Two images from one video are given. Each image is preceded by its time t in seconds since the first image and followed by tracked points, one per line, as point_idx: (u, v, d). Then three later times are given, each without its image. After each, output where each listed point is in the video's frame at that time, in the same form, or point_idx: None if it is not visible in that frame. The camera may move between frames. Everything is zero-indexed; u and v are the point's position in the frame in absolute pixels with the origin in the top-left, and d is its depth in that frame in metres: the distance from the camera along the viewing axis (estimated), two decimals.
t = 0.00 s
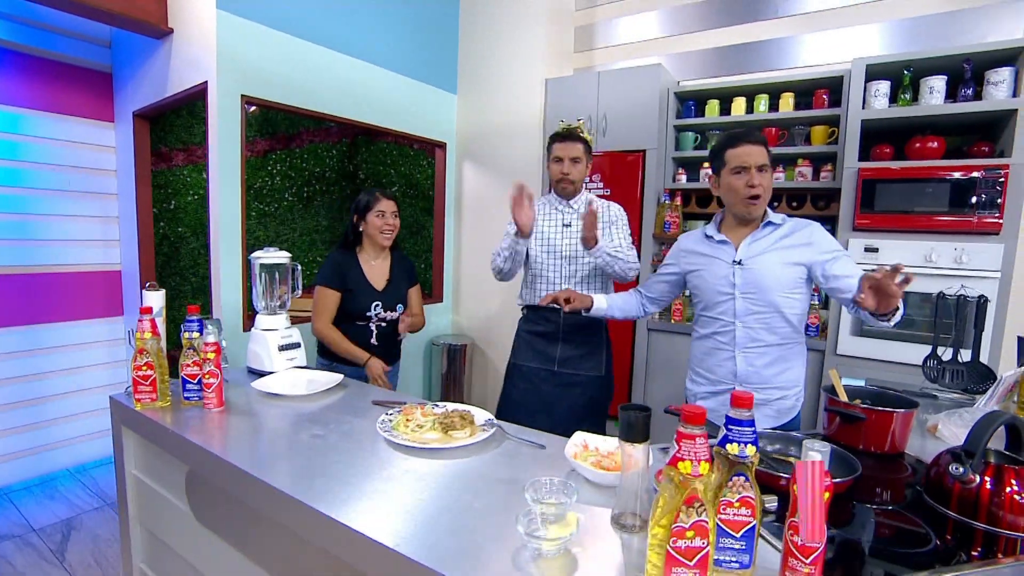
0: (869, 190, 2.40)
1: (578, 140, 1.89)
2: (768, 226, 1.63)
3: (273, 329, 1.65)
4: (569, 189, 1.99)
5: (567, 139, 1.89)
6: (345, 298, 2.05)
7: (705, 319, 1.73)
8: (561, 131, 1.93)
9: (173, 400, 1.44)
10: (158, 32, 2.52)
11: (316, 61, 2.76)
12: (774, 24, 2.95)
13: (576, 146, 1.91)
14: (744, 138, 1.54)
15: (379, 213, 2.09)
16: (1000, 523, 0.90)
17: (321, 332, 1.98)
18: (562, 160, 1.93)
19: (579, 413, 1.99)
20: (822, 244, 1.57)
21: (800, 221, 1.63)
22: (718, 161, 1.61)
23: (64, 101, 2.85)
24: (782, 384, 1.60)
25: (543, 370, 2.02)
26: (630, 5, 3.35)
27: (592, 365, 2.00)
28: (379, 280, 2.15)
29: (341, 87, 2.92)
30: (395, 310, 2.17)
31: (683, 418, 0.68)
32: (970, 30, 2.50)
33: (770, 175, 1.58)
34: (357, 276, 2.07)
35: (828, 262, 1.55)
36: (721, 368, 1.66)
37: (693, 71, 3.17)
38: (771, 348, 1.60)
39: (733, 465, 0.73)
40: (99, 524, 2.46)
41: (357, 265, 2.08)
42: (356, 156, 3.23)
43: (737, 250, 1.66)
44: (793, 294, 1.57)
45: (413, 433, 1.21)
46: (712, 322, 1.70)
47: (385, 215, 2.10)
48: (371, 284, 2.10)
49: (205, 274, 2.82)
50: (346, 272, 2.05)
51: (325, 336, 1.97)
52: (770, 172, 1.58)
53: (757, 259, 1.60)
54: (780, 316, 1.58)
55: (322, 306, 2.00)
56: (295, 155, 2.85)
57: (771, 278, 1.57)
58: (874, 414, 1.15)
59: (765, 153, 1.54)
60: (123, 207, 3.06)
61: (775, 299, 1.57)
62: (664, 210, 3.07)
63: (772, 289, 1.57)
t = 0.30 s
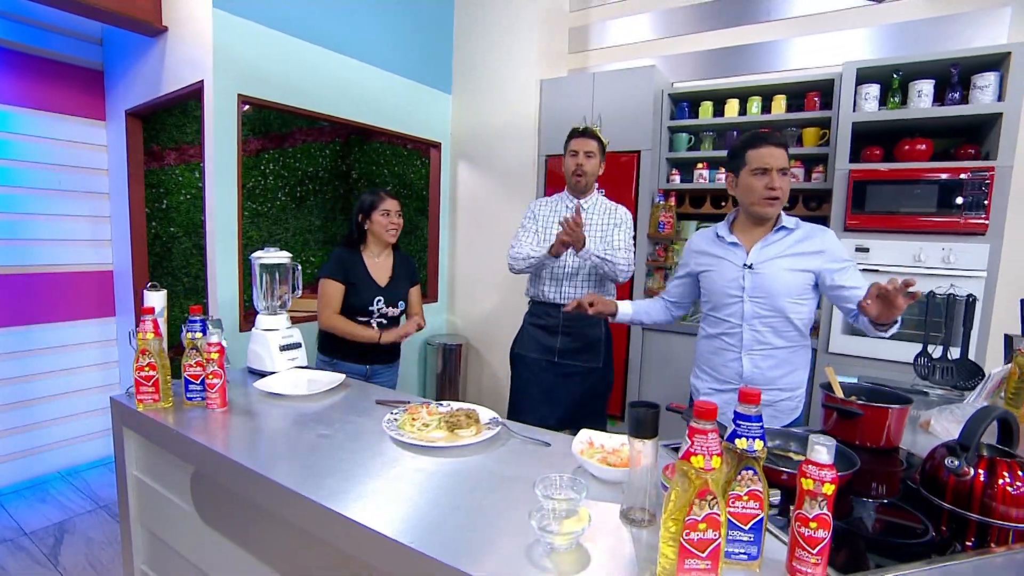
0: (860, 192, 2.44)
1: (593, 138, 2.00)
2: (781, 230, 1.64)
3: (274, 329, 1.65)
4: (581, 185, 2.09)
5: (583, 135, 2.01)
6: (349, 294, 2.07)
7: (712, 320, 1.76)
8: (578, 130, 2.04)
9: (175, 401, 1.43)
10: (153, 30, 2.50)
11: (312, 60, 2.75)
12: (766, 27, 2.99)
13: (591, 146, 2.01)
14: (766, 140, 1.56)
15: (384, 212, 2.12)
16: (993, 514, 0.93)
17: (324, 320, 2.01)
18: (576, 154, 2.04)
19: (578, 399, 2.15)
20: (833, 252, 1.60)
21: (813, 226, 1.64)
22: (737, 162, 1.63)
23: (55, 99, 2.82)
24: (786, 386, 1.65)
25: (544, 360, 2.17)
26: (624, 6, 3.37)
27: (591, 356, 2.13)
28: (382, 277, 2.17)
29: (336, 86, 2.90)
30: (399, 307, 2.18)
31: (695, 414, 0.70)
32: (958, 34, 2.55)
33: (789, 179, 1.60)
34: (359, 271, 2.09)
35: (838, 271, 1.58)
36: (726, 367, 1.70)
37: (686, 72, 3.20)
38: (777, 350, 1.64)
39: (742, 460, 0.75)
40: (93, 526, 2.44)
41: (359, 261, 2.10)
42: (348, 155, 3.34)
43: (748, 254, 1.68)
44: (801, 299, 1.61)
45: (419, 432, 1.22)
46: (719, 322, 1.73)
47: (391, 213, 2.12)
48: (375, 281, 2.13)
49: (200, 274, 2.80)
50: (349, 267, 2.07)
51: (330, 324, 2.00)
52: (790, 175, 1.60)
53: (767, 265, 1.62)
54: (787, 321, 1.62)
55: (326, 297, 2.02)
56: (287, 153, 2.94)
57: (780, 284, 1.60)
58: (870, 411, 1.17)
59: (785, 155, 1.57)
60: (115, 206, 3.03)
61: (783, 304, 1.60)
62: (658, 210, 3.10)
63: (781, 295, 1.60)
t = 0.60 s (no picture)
0: (848, 193, 2.49)
1: (584, 144, 2.04)
2: (780, 232, 1.68)
3: (272, 329, 1.65)
4: (572, 188, 2.12)
5: (575, 141, 2.03)
6: (347, 292, 2.07)
7: (711, 318, 1.79)
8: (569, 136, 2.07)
9: (174, 401, 1.43)
10: (144, 28, 2.48)
11: (305, 60, 2.74)
12: (754, 30, 3.03)
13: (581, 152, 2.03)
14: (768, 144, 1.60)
15: (387, 212, 2.14)
16: (981, 504, 0.97)
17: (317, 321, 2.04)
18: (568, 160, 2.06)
19: (569, 393, 2.18)
20: (830, 255, 1.64)
21: (812, 229, 1.67)
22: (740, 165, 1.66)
23: (42, 96, 2.78)
24: (781, 384, 1.68)
25: (536, 355, 2.21)
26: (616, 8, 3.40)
27: (581, 351, 2.16)
28: (382, 276, 2.17)
29: (329, 86, 2.89)
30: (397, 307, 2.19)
31: (701, 409, 0.72)
32: (941, 38, 2.60)
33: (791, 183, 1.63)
34: (358, 269, 2.09)
35: (835, 274, 1.63)
36: (722, 365, 1.74)
37: (677, 74, 3.24)
38: (772, 351, 1.67)
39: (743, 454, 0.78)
40: (83, 529, 2.41)
41: (358, 259, 2.11)
42: (339, 155, 3.36)
43: (748, 255, 1.70)
44: (799, 300, 1.64)
45: (422, 431, 1.23)
46: (717, 321, 1.76)
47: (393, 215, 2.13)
48: (374, 280, 2.13)
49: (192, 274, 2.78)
50: (347, 265, 2.08)
51: (322, 326, 2.03)
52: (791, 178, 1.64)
53: (767, 266, 1.65)
54: (784, 321, 1.65)
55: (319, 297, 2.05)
56: (278, 154, 2.91)
57: (779, 285, 1.63)
58: (862, 406, 1.21)
59: (787, 159, 1.60)
60: (104, 206, 3.00)
61: (782, 305, 1.64)
62: (650, 210, 3.14)
63: (780, 296, 1.63)
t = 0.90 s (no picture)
0: (835, 193, 2.54)
1: (555, 148, 2.11)
2: (751, 232, 1.71)
3: (268, 329, 1.64)
4: (545, 192, 2.20)
5: (547, 145, 2.11)
6: (341, 282, 2.10)
7: (689, 315, 1.82)
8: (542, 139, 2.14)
9: (171, 402, 1.42)
10: (134, 25, 2.45)
11: (297, 58, 2.73)
12: (742, 33, 3.08)
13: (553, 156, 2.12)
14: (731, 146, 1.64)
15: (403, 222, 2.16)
16: (966, 494, 1.01)
17: (310, 298, 2.05)
18: (540, 163, 2.14)
19: (547, 390, 2.22)
20: (800, 250, 1.66)
21: (783, 227, 1.71)
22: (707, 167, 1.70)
23: (28, 93, 2.74)
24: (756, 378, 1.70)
25: (510, 354, 2.25)
26: (606, 9, 3.44)
27: (553, 348, 2.21)
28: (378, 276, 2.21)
29: (322, 84, 2.88)
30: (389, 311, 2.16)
31: (702, 404, 0.74)
32: (925, 43, 2.66)
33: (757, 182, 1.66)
34: (358, 263, 2.16)
35: (805, 269, 1.65)
36: (699, 361, 1.77)
37: (667, 75, 3.27)
38: (747, 346, 1.70)
39: (742, 448, 0.80)
40: (72, 533, 2.38)
41: (356, 253, 2.18)
42: (329, 154, 3.37)
43: (721, 254, 1.73)
44: (772, 295, 1.66)
45: (422, 429, 1.24)
46: (693, 318, 1.79)
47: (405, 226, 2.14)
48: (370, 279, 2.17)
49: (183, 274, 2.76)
50: (345, 254, 2.16)
51: (318, 302, 2.03)
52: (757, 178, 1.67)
53: (739, 262, 1.68)
54: (756, 317, 1.68)
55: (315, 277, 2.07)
56: (268, 153, 2.93)
57: (750, 281, 1.66)
58: (853, 402, 1.24)
59: (751, 160, 1.64)
60: (91, 205, 2.96)
61: (754, 301, 1.66)
62: (641, 210, 3.15)
63: (752, 292, 1.66)
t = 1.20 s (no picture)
0: (824, 194, 2.58)
1: (519, 148, 2.16)
2: (703, 228, 1.77)
3: (265, 329, 1.64)
4: (510, 188, 2.23)
5: (510, 145, 2.15)
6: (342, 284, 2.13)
7: (649, 311, 1.85)
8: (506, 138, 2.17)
9: (168, 402, 1.42)
10: (124, 22, 2.43)
11: (290, 57, 2.72)
12: (731, 35, 3.12)
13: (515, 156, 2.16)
14: (672, 150, 1.66)
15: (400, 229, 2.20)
16: (953, 485, 1.04)
17: (312, 299, 2.04)
18: (503, 163, 2.17)
19: (516, 385, 2.25)
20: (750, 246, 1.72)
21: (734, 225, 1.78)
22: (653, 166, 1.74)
23: (14, 90, 2.70)
24: (714, 370, 1.72)
25: (480, 350, 2.28)
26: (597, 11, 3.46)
27: (522, 344, 2.23)
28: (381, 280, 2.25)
29: (314, 83, 2.87)
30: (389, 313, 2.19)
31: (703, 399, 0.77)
32: (910, 47, 2.71)
33: (696, 185, 1.69)
34: (361, 265, 2.21)
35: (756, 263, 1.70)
36: (659, 355, 1.79)
37: (658, 77, 3.30)
38: (703, 339, 1.72)
39: (741, 442, 0.82)
40: (62, 536, 2.34)
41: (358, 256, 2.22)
42: (319, 153, 3.34)
43: (676, 250, 1.78)
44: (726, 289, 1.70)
45: (423, 427, 1.25)
46: (653, 313, 1.82)
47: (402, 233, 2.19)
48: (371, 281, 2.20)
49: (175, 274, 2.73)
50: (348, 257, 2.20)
51: (321, 303, 2.03)
52: (696, 181, 1.69)
53: (693, 257, 1.72)
54: (711, 310, 1.71)
55: (317, 277, 2.08)
56: (259, 152, 2.91)
57: (704, 275, 1.70)
58: (844, 397, 1.27)
59: (693, 164, 1.64)
60: (80, 204, 2.93)
61: (707, 294, 1.70)
62: (633, 210, 3.18)
63: (705, 286, 1.70)
